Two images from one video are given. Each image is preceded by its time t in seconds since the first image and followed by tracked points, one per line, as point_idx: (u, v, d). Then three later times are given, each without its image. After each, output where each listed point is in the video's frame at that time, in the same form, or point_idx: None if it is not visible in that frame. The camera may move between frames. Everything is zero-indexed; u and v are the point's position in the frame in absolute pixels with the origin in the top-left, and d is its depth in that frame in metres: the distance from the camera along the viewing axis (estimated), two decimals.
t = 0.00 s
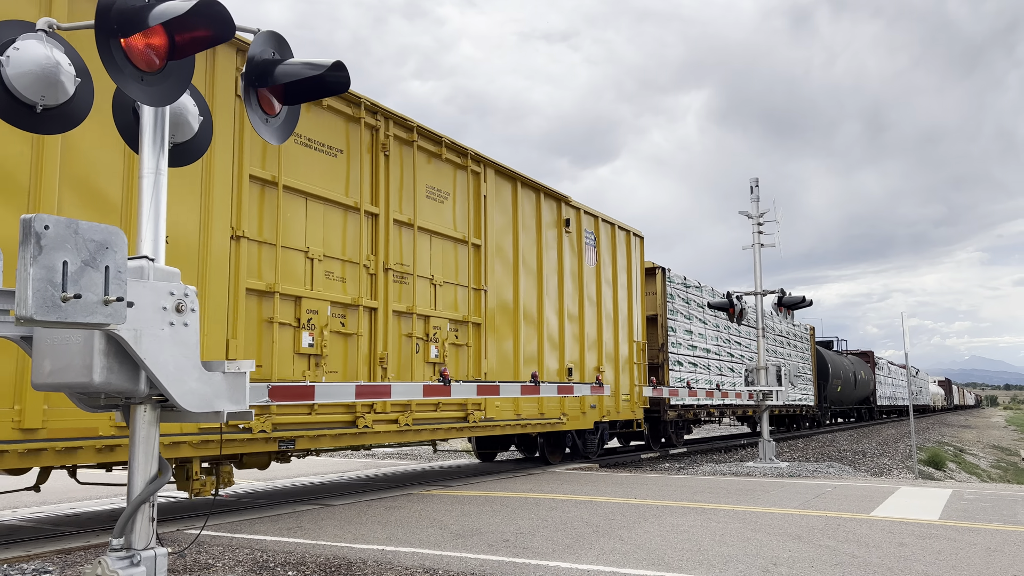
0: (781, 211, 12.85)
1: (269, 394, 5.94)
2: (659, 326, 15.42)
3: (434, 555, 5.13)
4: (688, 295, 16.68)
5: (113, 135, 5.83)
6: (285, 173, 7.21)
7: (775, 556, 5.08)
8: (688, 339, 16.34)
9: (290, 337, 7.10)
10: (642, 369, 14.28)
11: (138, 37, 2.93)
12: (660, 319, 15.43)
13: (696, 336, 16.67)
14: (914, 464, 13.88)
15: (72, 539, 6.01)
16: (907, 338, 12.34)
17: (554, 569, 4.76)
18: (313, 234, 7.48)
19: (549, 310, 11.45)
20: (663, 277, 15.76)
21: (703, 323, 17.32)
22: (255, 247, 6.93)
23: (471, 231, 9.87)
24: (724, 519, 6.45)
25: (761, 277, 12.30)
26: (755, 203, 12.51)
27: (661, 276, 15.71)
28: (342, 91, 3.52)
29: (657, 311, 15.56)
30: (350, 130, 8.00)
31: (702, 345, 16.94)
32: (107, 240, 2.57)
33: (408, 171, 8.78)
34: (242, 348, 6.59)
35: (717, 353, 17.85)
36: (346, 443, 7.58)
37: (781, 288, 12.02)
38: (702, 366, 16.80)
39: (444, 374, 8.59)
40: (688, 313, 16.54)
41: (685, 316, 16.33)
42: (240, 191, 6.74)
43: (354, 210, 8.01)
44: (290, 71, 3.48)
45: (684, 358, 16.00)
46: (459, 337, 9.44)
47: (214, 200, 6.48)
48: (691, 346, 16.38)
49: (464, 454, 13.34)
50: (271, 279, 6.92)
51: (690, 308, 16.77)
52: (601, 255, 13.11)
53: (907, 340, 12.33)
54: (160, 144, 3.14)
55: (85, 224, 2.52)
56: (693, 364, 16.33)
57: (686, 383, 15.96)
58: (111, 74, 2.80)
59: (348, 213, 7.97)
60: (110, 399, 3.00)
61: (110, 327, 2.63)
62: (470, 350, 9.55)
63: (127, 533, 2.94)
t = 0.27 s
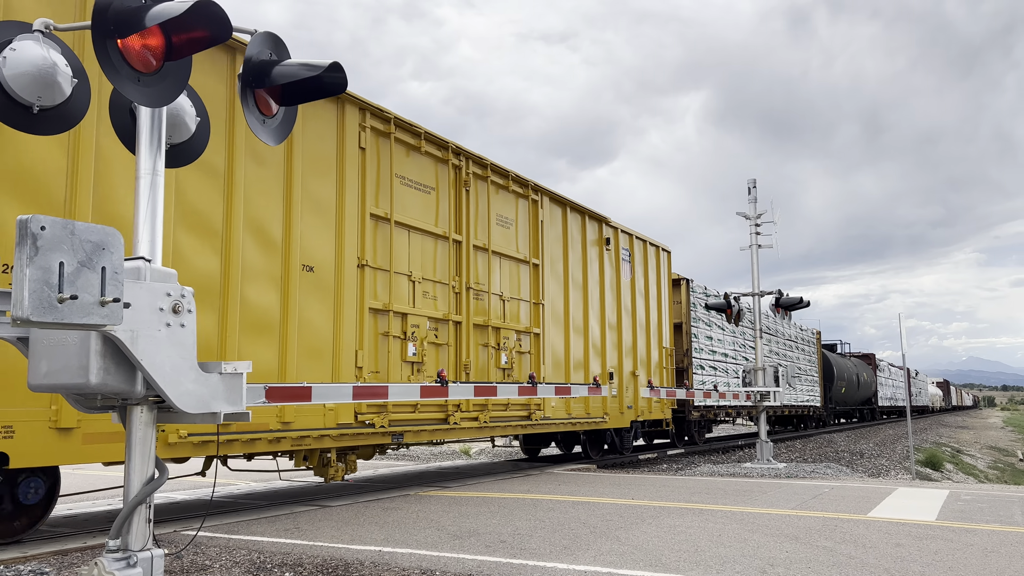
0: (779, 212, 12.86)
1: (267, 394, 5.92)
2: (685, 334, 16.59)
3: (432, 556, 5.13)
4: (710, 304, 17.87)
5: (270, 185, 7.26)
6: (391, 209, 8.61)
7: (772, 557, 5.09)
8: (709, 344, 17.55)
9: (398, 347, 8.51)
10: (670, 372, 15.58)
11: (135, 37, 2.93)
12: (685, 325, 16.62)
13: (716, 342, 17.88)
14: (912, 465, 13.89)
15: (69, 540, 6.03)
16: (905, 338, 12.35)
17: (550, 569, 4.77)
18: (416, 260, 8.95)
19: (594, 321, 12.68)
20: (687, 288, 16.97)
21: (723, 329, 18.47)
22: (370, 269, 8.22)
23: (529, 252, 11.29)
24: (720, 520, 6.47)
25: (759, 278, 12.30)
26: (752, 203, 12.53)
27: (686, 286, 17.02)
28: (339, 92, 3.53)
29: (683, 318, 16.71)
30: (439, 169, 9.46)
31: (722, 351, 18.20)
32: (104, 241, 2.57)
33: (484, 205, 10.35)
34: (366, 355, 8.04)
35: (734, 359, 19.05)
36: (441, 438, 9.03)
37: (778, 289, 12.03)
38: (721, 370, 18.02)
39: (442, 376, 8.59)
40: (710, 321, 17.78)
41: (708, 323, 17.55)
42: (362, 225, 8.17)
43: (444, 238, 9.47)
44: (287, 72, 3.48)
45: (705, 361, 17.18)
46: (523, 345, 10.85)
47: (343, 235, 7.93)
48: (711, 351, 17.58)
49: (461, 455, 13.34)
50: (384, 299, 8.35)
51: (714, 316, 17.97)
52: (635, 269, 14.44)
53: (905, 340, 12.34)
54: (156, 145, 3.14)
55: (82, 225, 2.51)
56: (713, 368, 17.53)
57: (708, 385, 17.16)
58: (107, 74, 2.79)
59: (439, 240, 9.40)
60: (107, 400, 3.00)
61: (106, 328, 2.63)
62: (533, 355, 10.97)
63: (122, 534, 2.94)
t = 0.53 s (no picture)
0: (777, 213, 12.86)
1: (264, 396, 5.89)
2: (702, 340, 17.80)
3: (429, 557, 5.13)
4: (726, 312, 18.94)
5: (384, 219, 8.76)
6: (471, 238, 10.19)
7: (769, 558, 5.10)
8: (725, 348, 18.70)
9: (476, 354, 10.09)
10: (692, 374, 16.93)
11: (133, 39, 2.93)
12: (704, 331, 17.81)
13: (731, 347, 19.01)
14: (910, 466, 13.90)
15: (64, 540, 6.07)
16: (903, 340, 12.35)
17: (548, 570, 4.77)
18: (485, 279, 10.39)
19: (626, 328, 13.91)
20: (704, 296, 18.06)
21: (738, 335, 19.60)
22: (460, 291, 9.89)
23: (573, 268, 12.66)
24: (718, 521, 6.47)
25: (757, 279, 12.31)
26: (750, 204, 12.53)
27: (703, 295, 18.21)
28: (337, 93, 3.53)
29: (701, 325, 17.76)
30: (505, 199, 10.96)
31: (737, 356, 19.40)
32: (101, 242, 2.57)
33: (541, 228, 11.85)
34: (453, 360, 9.60)
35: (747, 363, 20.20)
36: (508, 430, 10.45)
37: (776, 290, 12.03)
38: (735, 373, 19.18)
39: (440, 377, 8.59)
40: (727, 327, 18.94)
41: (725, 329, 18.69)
42: (449, 251, 9.72)
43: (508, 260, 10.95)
44: (285, 73, 3.49)
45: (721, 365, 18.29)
46: (571, 352, 12.24)
47: (436, 259, 9.47)
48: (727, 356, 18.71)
49: (459, 457, 13.32)
50: (467, 315, 9.92)
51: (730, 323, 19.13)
52: (662, 281, 15.71)
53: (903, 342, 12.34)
54: (154, 146, 3.14)
55: (79, 226, 2.52)
56: (727, 371, 18.61)
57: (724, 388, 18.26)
58: (105, 75, 2.80)
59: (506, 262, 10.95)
60: (105, 401, 3.00)
61: (104, 329, 2.63)
62: (581, 361, 12.39)
63: (120, 535, 2.94)
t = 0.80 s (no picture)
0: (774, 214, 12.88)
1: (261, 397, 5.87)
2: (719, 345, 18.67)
3: (427, 559, 5.13)
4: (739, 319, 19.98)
5: (460, 242, 9.38)
6: (539, 258, 10.95)
7: (767, 558, 5.11)
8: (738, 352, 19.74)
9: (537, 363, 10.62)
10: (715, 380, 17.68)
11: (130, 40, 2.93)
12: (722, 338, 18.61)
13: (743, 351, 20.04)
14: (908, 467, 13.90)
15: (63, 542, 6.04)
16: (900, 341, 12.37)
17: (546, 571, 4.78)
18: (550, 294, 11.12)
19: (659, 335, 14.47)
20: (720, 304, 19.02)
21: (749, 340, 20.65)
22: (532, 307, 10.63)
23: (615, 282, 13.25)
24: (716, 522, 6.48)
25: (755, 280, 12.33)
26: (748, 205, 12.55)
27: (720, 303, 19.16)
28: (334, 94, 3.53)
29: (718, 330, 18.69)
30: (558, 223, 11.63)
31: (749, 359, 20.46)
32: (99, 244, 2.57)
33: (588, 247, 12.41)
34: (518, 368, 10.18)
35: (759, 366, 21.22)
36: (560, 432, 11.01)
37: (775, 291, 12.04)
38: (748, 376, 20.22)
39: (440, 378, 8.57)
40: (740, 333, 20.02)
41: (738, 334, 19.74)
42: (515, 271, 10.34)
43: (561, 277, 11.58)
44: (282, 74, 3.49)
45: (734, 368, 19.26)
46: (613, 360, 12.76)
47: (504, 277, 10.12)
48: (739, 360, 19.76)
49: (457, 458, 13.31)
50: (532, 327, 10.56)
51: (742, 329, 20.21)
52: (689, 292, 16.37)
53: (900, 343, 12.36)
54: (152, 147, 3.14)
55: (77, 227, 2.51)
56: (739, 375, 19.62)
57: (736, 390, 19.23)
58: (102, 77, 2.80)
59: (559, 278, 11.54)
60: (102, 403, 2.99)
61: (101, 330, 2.63)
62: (620, 368, 12.82)
63: (118, 537, 2.93)
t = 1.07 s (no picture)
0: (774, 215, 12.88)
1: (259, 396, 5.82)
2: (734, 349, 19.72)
3: (426, 559, 5.13)
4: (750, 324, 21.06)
5: (523, 262, 10.61)
6: (586, 275, 12.17)
7: (766, 559, 5.11)
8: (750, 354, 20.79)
9: (582, 367, 11.84)
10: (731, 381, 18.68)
11: (129, 40, 2.92)
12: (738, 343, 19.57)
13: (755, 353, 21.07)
14: (907, 468, 13.90)
15: (61, 544, 6.02)
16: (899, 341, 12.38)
17: (545, 572, 4.78)
18: (594, 306, 12.32)
19: (684, 340, 15.52)
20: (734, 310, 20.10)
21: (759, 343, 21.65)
22: (581, 318, 11.84)
23: (647, 294, 14.41)
24: (716, 522, 6.48)
25: (754, 280, 12.33)
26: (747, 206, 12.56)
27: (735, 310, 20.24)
28: (333, 95, 3.54)
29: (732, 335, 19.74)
30: (599, 242, 12.80)
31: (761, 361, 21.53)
32: (97, 244, 2.57)
33: (624, 263, 13.59)
34: (569, 372, 11.38)
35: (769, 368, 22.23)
36: (604, 428, 12.19)
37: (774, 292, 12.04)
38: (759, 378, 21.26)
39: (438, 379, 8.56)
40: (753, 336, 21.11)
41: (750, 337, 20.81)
42: (565, 285, 11.56)
43: (603, 290, 12.80)
44: (281, 75, 3.49)
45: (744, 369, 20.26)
46: (646, 363, 13.91)
47: (557, 291, 11.34)
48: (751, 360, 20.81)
49: (457, 459, 13.32)
50: (580, 336, 11.76)
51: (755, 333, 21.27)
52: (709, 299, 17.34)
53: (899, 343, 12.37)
54: (150, 148, 3.14)
55: (75, 227, 2.51)
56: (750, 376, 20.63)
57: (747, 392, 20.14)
58: (101, 77, 2.80)
59: (601, 291, 12.76)
60: (100, 404, 2.99)
61: (99, 331, 2.63)
62: (652, 371, 14.00)
63: (116, 537, 2.93)
